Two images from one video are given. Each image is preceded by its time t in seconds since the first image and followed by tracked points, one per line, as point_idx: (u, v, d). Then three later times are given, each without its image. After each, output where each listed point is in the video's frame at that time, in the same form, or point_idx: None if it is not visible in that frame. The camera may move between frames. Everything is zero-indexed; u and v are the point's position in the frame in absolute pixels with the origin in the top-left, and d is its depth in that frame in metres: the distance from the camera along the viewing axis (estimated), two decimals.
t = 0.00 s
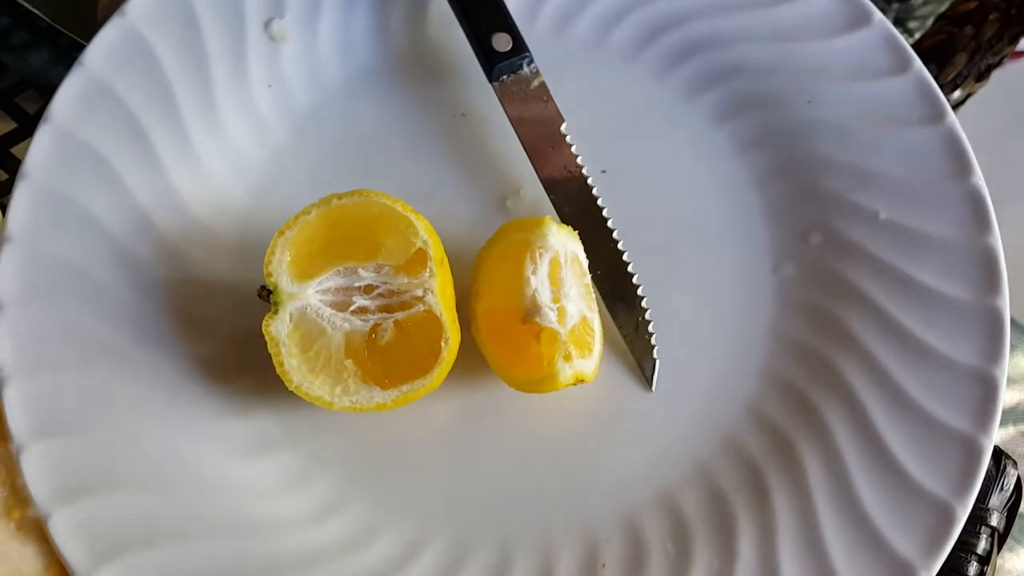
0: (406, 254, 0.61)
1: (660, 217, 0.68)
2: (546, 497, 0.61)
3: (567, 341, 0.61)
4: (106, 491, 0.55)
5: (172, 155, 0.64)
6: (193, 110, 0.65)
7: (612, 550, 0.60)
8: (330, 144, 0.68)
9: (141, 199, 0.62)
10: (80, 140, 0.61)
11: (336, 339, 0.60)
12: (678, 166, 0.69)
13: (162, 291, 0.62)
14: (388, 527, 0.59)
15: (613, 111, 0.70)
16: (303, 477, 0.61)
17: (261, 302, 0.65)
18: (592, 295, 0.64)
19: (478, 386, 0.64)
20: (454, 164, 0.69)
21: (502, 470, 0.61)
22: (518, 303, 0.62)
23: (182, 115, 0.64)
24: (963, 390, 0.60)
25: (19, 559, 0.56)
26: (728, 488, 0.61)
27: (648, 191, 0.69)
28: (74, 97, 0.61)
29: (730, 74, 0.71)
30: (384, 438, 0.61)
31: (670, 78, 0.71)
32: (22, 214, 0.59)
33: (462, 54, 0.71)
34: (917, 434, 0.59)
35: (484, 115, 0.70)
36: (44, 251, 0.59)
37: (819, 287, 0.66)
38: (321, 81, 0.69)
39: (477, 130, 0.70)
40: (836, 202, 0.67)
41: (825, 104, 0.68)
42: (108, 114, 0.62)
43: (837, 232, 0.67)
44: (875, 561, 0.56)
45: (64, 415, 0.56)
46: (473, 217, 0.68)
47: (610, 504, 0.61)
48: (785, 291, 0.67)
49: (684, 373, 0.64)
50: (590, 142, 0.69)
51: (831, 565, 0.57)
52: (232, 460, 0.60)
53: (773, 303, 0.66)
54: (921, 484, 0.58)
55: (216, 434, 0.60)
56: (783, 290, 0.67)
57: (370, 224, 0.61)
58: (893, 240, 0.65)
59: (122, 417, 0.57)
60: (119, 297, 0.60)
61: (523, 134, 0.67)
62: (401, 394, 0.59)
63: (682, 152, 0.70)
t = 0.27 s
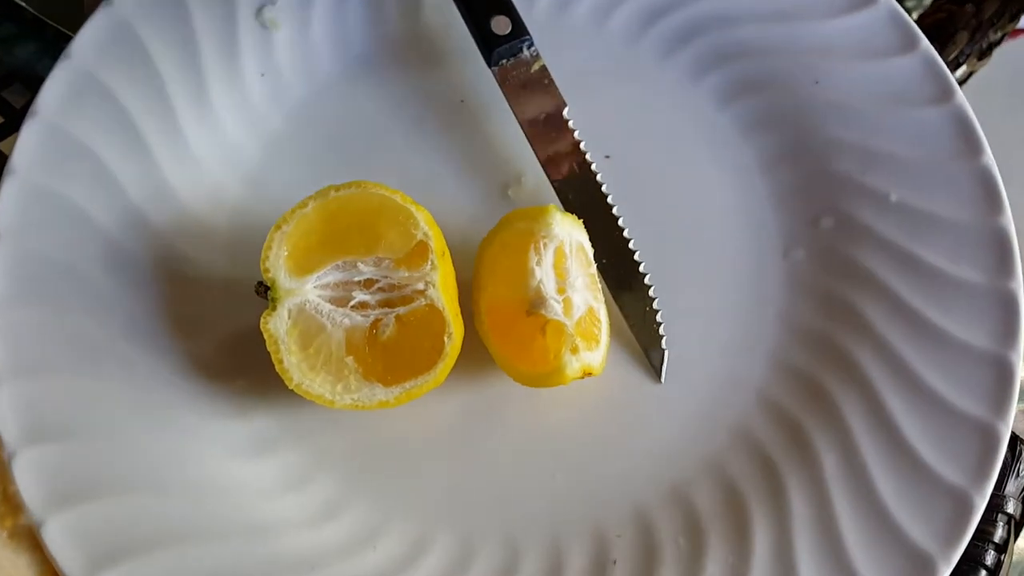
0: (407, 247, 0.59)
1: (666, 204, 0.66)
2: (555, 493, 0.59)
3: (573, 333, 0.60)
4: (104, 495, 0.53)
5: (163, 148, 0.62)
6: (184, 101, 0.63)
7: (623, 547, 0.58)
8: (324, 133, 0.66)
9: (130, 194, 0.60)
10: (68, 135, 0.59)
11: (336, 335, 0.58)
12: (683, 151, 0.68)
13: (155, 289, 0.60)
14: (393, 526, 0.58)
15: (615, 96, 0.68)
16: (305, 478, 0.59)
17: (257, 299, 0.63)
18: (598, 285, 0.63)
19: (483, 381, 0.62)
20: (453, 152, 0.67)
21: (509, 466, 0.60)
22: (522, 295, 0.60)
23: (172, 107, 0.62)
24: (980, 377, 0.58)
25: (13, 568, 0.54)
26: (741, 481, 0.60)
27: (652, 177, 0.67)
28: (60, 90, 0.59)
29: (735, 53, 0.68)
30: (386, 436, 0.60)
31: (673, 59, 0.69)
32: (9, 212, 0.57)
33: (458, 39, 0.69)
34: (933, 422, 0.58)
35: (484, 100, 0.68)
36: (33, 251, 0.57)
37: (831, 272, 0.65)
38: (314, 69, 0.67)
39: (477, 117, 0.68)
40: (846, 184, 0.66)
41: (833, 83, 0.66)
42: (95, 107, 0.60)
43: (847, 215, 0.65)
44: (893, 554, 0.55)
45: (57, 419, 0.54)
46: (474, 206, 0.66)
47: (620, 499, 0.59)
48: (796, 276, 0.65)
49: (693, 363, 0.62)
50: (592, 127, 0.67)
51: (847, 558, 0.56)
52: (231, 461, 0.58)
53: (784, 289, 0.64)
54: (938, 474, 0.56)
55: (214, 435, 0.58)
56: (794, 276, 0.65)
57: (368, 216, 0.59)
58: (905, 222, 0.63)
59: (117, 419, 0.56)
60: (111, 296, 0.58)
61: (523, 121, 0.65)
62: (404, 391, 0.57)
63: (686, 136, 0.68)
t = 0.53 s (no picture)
0: (407, 242, 0.57)
1: (676, 199, 0.63)
2: (558, 501, 0.57)
3: (579, 335, 0.57)
4: (87, 500, 0.51)
5: (149, 136, 0.59)
6: (172, 85, 0.60)
7: (629, 558, 0.56)
8: (318, 119, 0.63)
9: (114, 183, 0.58)
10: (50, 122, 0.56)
11: (331, 334, 0.56)
12: (696, 142, 0.63)
13: (140, 285, 0.57)
14: (389, 534, 0.56)
15: (626, 81, 0.64)
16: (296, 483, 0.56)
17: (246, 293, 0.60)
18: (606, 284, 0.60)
19: (483, 382, 0.59)
20: (453, 140, 0.63)
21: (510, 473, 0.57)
22: (526, 294, 0.58)
23: (157, 93, 0.60)
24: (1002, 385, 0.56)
25: None
26: (752, 490, 0.58)
27: (664, 170, 0.63)
28: (39, 71, 0.56)
29: (751, 43, 0.63)
30: (382, 439, 0.57)
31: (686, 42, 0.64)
32: None
33: (459, 18, 0.65)
34: (953, 431, 0.56)
35: (488, 85, 0.64)
36: (12, 244, 0.54)
37: (848, 273, 0.62)
38: (307, 50, 0.63)
39: (479, 104, 0.64)
40: (863, 181, 0.62)
41: (854, 74, 0.63)
42: (78, 91, 0.57)
43: (865, 213, 0.62)
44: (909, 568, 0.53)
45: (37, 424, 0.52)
46: (476, 200, 0.63)
47: (626, 508, 0.57)
48: (812, 277, 0.62)
49: (703, 367, 0.60)
50: (599, 115, 0.63)
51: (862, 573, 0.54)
52: (220, 466, 0.56)
53: (798, 290, 0.62)
54: (957, 485, 0.54)
55: (202, 438, 0.56)
56: (809, 277, 0.62)
57: (364, 209, 0.56)
58: (924, 222, 0.61)
59: (98, 420, 0.53)
60: (95, 292, 0.56)
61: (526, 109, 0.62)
62: (402, 393, 0.54)
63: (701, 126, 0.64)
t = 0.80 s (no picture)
0: (407, 240, 0.55)
1: (685, 195, 0.61)
2: (564, 508, 0.55)
3: (586, 336, 0.55)
4: (79, 509, 0.48)
5: (140, 132, 0.58)
6: (163, 80, 0.58)
7: (638, 567, 0.54)
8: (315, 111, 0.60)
9: (105, 181, 0.56)
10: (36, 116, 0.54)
11: (328, 336, 0.54)
12: (707, 135, 0.61)
13: (131, 284, 0.56)
14: (390, 542, 0.54)
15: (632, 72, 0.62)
16: (293, 489, 0.54)
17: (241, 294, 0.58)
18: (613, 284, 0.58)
19: (486, 386, 0.57)
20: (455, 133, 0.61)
21: (515, 480, 0.55)
22: (530, 294, 0.56)
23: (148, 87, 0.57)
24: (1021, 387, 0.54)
25: None
26: (764, 497, 0.56)
27: (672, 165, 0.61)
28: (25, 64, 0.54)
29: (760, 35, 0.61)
30: (382, 443, 0.55)
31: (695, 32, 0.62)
32: None
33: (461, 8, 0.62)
34: (973, 436, 0.54)
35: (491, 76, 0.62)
36: None
37: (863, 271, 0.60)
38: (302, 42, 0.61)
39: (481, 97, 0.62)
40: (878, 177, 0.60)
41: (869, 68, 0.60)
42: (65, 86, 0.55)
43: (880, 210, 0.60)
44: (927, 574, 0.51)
45: (23, 429, 0.49)
46: (479, 195, 0.61)
47: (635, 515, 0.55)
48: (825, 276, 0.60)
49: (712, 369, 0.58)
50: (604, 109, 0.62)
51: None
52: (215, 472, 0.54)
53: (811, 290, 0.60)
54: (977, 490, 0.52)
55: (196, 444, 0.54)
56: (823, 276, 0.60)
57: (363, 206, 0.54)
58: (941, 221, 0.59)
59: (86, 428, 0.51)
60: (84, 292, 0.54)
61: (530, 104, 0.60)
62: (403, 397, 0.52)
63: (713, 118, 0.61)
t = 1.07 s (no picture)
0: (405, 245, 0.55)
1: (681, 197, 0.61)
2: (561, 509, 0.55)
3: (584, 339, 0.56)
4: (82, 511, 0.49)
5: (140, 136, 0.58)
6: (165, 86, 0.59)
7: (633, 568, 0.55)
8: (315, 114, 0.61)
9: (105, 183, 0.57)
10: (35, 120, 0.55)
11: (328, 339, 0.54)
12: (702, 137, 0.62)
13: (132, 288, 0.56)
14: (389, 543, 0.54)
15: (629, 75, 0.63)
16: (292, 491, 0.55)
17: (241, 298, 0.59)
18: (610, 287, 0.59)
19: (484, 388, 0.58)
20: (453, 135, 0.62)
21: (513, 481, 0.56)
22: (527, 298, 0.57)
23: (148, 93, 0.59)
24: (1012, 389, 0.55)
25: None
26: (758, 498, 0.56)
27: (668, 167, 0.62)
28: (26, 65, 0.55)
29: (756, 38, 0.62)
30: (381, 445, 0.56)
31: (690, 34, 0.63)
32: None
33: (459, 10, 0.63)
34: (965, 436, 0.54)
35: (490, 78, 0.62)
36: None
37: (857, 273, 0.60)
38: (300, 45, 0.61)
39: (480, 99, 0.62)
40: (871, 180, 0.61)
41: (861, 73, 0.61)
42: (66, 89, 0.56)
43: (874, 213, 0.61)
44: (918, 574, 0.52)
45: (24, 431, 0.49)
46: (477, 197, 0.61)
47: (631, 516, 0.56)
48: (820, 278, 0.61)
49: (709, 371, 0.59)
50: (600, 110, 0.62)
51: None
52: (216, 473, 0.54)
53: (805, 292, 0.60)
54: (968, 492, 0.53)
55: (197, 446, 0.55)
56: (817, 278, 0.61)
57: (362, 211, 0.55)
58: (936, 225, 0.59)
59: (88, 428, 0.52)
60: (84, 295, 0.54)
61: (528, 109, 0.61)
62: (402, 400, 0.53)
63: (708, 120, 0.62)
